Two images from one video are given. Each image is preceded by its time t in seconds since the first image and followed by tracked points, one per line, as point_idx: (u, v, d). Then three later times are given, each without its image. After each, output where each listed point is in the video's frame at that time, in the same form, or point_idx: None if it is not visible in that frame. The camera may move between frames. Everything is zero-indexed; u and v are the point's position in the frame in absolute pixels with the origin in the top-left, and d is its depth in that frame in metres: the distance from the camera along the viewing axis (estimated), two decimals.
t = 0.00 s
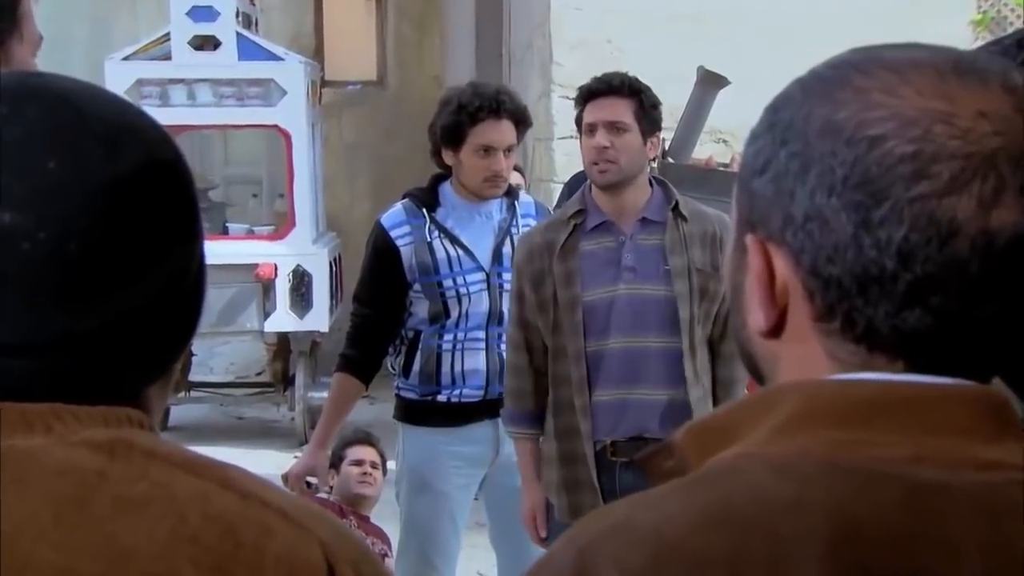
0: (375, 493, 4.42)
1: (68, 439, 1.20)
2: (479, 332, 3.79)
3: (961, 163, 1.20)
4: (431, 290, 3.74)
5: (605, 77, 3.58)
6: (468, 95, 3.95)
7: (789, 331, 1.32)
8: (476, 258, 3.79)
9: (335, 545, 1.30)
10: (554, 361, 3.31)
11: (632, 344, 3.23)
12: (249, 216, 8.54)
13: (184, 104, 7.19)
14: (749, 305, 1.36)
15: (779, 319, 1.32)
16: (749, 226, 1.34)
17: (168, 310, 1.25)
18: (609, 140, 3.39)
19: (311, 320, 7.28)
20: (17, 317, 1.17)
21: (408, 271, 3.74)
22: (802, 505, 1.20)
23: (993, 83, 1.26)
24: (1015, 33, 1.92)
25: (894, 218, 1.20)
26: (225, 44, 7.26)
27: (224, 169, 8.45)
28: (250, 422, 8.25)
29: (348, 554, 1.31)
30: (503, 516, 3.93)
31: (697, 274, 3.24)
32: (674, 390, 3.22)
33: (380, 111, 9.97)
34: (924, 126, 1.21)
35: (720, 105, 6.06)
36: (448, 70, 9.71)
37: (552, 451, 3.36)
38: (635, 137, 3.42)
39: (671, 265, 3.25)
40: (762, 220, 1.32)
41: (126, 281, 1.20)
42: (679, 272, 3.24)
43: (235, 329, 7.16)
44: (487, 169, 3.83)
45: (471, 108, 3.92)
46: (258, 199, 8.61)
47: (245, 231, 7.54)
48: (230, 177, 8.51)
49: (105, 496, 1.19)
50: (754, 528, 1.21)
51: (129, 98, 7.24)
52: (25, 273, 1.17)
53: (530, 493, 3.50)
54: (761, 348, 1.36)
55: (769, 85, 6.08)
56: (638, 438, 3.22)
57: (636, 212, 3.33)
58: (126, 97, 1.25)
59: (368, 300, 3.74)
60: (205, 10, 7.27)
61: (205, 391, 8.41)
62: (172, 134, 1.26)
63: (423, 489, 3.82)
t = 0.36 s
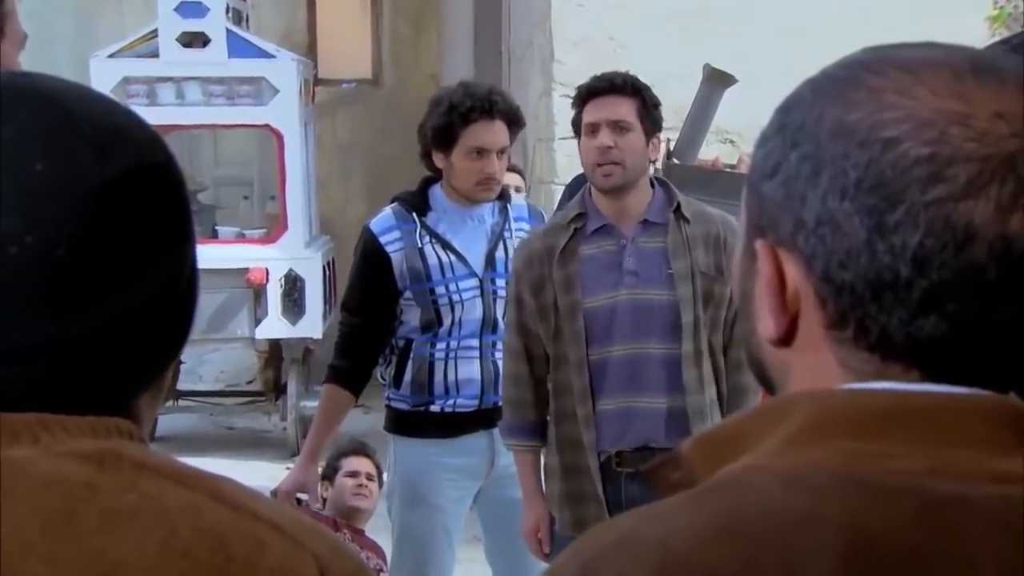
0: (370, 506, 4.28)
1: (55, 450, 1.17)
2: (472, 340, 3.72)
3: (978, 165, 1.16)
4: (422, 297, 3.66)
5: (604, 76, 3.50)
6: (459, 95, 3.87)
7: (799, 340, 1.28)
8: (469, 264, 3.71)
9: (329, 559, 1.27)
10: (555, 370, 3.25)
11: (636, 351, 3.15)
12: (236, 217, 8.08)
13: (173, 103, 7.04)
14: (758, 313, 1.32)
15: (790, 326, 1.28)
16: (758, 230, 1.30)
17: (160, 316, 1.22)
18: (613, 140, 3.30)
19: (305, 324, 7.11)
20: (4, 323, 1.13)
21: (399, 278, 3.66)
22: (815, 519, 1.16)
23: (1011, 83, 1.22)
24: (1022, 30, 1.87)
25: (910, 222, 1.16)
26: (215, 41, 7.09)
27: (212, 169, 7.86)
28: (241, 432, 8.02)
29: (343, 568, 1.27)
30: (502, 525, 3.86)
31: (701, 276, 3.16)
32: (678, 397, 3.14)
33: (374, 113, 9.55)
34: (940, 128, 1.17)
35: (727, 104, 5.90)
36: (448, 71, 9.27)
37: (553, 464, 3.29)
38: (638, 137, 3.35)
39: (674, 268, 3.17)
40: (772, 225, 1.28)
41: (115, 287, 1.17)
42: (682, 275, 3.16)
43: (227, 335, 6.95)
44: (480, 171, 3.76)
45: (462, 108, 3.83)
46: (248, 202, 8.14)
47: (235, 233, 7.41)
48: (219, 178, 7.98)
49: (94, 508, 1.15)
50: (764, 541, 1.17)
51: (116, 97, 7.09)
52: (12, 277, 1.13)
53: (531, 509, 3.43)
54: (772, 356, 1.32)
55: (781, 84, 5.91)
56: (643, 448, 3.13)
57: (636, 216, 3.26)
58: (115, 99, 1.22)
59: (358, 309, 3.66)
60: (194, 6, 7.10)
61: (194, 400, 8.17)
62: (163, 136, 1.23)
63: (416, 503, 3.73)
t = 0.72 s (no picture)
0: (364, 519, 4.22)
1: (45, 463, 1.13)
2: (469, 346, 3.64)
3: (995, 169, 1.12)
4: (417, 304, 3.57)
5: (603, 75, 3.39)
6: (452, 95, 3.78)
7: (810, 350, 1.24)
8: (464, 268, 3.63)
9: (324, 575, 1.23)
10: (558, 382, 3.16)
11: (641, 358, 3.07)
12: (225, 222, 8.03)
13: (161, 103, 6.75)
14: (767, 323, 1.28)
15: (800, 335, 1.25)
16: (767, 237, 1.27)
17: (151, 326, 1.18)
18: (611, 142, 3.21)
19: (299, 328, 6.84)
20: None
21: (392, 283, 3.56)
22: (827, 536, 1.12)
23: None
24: None
25: (924, 228, 1.12)
26: (204, 39, 6.84)
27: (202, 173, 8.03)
28: (232, 444, 7.71)
29: None
30: (500, 537, 3.83)
31: (705, 279, 3.10)
32: (684, 406, 3.07)
33: (372, 111, 9.45)
34: (955, 130, 1.13)
35: (733, 103, 5.74)
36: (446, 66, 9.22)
37: (557, 480, 3.20)
38: (637, 139, 3.26)
39: (678, 271, 3.10)
40: (782, 231, 1.24)
41: (103, 297, 1.13)
42: (686, 278, 3.09)
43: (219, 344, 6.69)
44: (474, 173, 3.67)
45: (455, 108, 3.75)
46: (240, 204, 8.21)
47: (225, 238, 7.07)
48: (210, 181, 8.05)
49: (82, 525, 1.12)
50: (775, 559, 1.13)
51: (103, 97, 6.79)
52: None
53: (533, 531, 3.32)
54: (782, 366, 1.29)
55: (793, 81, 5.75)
56: (651, 460, 3.07)
57: (636, 220, 3.18)
58: (105, 101, 1.18)
59: (355, 317, 3.56)
60: (183, 3, 6.84)
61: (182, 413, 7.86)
62: (153, 137, 1.19)
63: (412, 517, 3.66)
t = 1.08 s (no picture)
0: (359, 534, 4.16)
1: (30, 478, 1.09)
2: (470, 351, 3.53)
3: (1008, 172, 1.08)
4: (416, 307, 3.46)
5: (607, 70, 3.28)
6: (450, 94, 3.68)
7: (819, 359, 1.21)
8: (465, 271, 3.53)
9: None
10: (555, 389, 3.07)
11: (642, 365, 2.99)
12: (214, 227, 7.07)
13: (148, 102, 6.22)
14: (775, 332, 1.25)
15: (808, 345, 1.21)
16: (775, 242, 1.23)
17: (139, 335, 1.14)
18: (625, 140, 3.12)
19: (290, 338, 6.28)
20: None
21: (390, 286, 3.45)
22: (836, 551, 1.09)
23: None
24: None
25: (935, 232, 1.09)
26: (193, 36, 6.28)
27: (191, 175, 7.00)
28: (220, 457, 7.19)
29: None
30: (502, 550, 3.77)
31: (709, 283, 3.02)
32: (686, 415, 2.99)
33: (367, 109, 8.70)
34: (967, 132, 1.09)
35: (743, 102, 5.65)
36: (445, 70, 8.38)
37: (553, 491, 3.10)
38: (647, 137, 3.17)
39: (680, 275, 3.02)
40: (789, 236, 1.21)
41: (88, 304, 1.08)
42: (689, 283, 3.01)
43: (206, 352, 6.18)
44: (473, 173, 3.57)
45: (452, 106, 3.66)
46: (229, 207, 7.21)
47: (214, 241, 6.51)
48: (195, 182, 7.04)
49: (69, 540, 1.08)
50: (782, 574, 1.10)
51: (87, 96, 6.26)
52: None
53: (532, 547, 3.20)
54: (790, 377, 1.25)
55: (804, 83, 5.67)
56: (651, 472, 2.98)
57: (640, 221, 3.10)
58: (92, 102, 1.15)
59: (352, 321, 3.45)
60: None
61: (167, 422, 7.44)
62: (140, 138, 1.15)
63: (412, 529, 3.59)
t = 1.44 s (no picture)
0: (353, 553, 4.11)
1: (11, 493, 1.05)
2: (472, 359, 3.44)
3: None
4: (416, 314, 3.37)
5: (617, 67, 3.23)
6: (452, 92, 3.59)
7: (829, 370, 1.17)
8: (468, 276, 3.44)
9: None
10: (543, 397, 2.98)
11: (639, 376, 2.91)
12: (201, 232, 7.03)
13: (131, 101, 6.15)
14: (783, 342, 1.21)
15: (818, 356, 1.17)
16: (782, 249, 1.19)
17: (126, 345, 1.09)
18: (640, 142, 3.07)
19: (281, 346, 6.17)
20: None
21: (389, 292, 3.37)
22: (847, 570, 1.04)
23: None
24: None
25: (948, 239, 1.05)
26: (179, 33, 6.21)
27: (176, 177, 6.85)
28: (207, 471, 7.12)
29: None
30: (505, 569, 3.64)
31: (711, 295, 2.95)
32: (683, 429, 2.92)
33: (360, 109, 8.58)
34: (982, 134, 1.05)
35: (752, 102, 5.63)
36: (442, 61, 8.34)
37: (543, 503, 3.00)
38: (661, 139, 3.13)
39: (681, 284, 2.95)
40: (798, 243, 1.17)
41: (70, 314, 1.04)
42: (689, 293, 2.94)
43: (191, 362, 6.06)
44: (476, 174, 3.49)
45: (455, 105, 3.58)
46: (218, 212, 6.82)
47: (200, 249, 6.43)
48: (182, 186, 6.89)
49: (52, 559, 1.03)
50: None
51: (68, 95, 6.18)
52: None
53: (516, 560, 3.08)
54: (799, 388, 1.21)
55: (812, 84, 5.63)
56: (646, 487, 2.91)
57: (642, 226, 3.03)
58: (76, 103, 1.11)
59: (349, 328, 3.37)
60: None
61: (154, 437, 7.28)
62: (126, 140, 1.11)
63: (410, 545, 3.49)
